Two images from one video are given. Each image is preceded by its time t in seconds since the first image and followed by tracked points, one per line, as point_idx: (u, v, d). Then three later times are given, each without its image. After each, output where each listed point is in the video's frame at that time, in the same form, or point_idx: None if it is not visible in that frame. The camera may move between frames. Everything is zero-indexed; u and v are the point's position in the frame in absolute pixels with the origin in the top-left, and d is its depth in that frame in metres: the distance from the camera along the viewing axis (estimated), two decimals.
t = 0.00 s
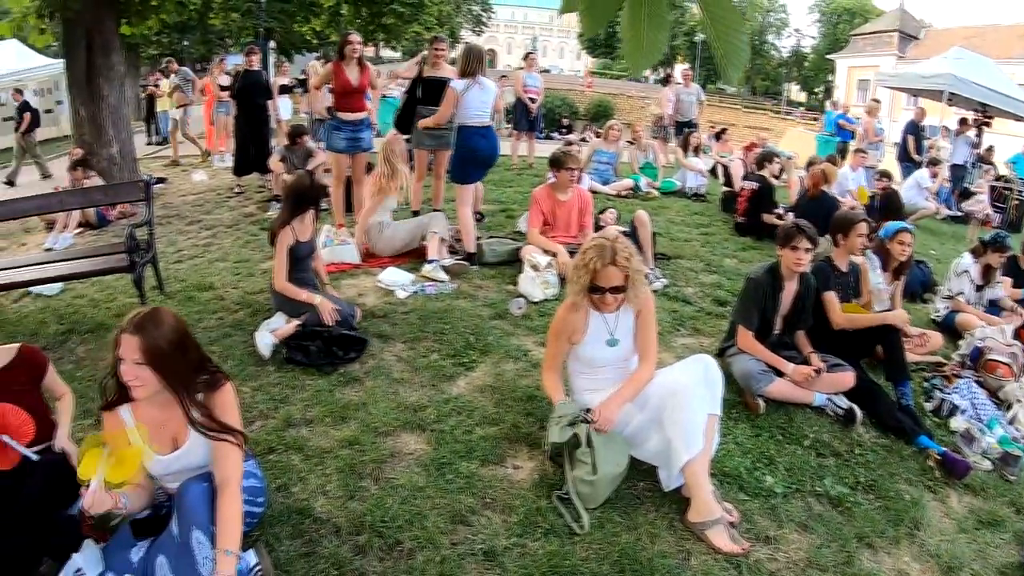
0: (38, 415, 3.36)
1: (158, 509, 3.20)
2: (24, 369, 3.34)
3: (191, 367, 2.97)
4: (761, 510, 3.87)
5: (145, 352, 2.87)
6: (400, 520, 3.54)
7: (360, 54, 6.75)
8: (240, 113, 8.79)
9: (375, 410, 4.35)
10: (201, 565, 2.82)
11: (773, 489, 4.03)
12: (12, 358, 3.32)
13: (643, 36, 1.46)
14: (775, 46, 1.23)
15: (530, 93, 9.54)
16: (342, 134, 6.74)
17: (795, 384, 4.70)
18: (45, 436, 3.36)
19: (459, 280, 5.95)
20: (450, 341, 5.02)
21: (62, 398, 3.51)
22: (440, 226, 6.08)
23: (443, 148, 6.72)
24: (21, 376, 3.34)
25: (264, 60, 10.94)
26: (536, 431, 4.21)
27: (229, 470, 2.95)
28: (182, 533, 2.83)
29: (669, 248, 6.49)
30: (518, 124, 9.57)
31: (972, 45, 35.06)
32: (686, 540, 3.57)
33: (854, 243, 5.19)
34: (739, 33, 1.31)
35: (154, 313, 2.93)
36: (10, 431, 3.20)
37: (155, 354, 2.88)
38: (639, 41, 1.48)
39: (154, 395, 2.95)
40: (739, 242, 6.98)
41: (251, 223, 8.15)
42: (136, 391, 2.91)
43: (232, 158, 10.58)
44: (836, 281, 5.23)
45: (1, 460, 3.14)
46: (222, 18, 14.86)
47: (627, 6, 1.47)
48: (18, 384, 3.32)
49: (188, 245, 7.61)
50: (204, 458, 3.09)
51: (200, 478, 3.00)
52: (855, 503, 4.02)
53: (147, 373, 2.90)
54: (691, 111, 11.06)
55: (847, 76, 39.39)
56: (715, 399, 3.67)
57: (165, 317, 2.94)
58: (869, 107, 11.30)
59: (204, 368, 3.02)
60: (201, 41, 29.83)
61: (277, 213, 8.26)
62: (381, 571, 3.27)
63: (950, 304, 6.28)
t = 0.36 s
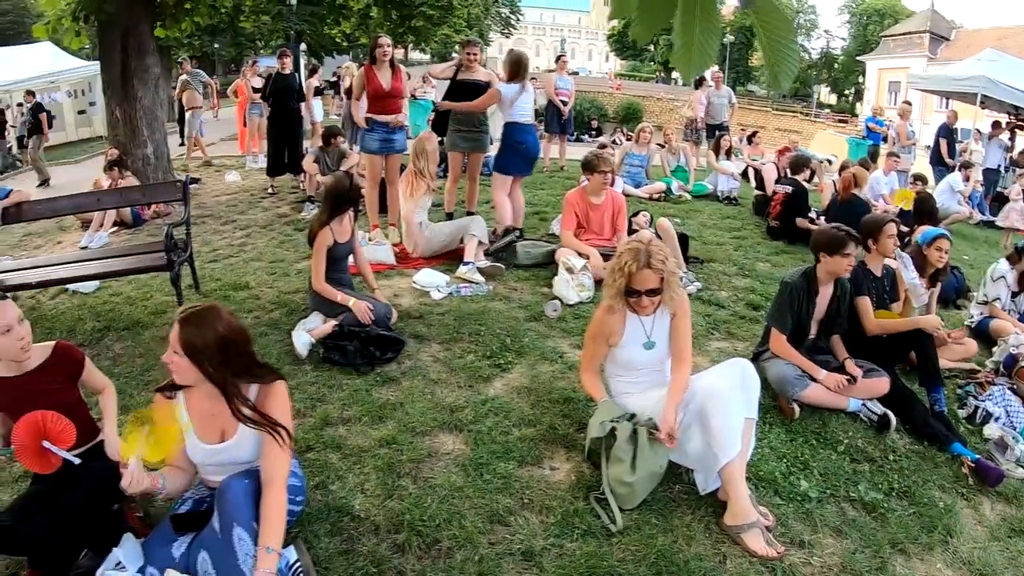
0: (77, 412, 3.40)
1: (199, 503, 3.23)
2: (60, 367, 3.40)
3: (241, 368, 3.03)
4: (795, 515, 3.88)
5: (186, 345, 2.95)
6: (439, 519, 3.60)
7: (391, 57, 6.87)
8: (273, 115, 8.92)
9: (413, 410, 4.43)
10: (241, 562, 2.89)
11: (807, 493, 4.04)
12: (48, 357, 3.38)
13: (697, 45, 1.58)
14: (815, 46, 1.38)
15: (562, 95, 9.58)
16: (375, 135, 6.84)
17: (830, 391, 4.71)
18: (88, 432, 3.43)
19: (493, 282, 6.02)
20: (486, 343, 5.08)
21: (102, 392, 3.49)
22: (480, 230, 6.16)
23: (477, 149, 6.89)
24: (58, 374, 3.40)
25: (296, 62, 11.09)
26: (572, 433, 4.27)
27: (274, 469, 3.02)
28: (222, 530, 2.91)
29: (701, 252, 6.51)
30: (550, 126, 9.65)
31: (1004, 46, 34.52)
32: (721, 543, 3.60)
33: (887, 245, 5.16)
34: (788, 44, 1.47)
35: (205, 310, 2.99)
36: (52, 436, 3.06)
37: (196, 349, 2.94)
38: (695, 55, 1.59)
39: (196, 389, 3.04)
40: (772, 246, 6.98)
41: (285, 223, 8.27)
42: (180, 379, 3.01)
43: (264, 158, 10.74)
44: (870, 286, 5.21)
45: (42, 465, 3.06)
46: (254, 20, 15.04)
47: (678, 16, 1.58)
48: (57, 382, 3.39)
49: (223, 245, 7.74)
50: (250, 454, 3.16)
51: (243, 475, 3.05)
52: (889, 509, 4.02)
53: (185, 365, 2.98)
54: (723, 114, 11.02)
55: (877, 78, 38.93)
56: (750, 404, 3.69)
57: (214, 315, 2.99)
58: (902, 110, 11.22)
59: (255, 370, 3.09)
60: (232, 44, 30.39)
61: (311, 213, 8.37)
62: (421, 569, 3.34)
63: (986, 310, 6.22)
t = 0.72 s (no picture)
0: (109, 408, 3.48)
1: (229, 497, 3.30)
2: (91, 362, 3.47)
3: (281, 364, 3.08)
4: (819, 516, 3.92)
5: (230, 337, 3.03)
6: (468, 517, 3.66)
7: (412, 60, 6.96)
8: (296, 115, 9.01)
9: (440, 409, 4.49)
10: (276, 556, 2.92)
11: (831, 495, 4.08)
12: (79, 353, 3.45)
13: (738, 52, 1.49)
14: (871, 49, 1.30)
15: (583, 97, 9.65)
16: (399, 136, 6.97)
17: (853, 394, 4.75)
18: (118, 428, 3.54)
19: (517, 282, 6.09)
20: (513, 343, 5.15)
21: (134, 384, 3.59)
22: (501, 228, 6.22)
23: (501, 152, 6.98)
24: (90, 369, 3.47)
25: (318, 62, 11.18)
26: (598, 432, 4.33)
27: (311, 468, 3.08)
28: (256, 524, 2.94)
29: (723, 255, 6.55)
30: (571, 128, 9.79)
31: None
32: (746, 543, 3.65)
33: (906, 248, 5.24)
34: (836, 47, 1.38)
35: (253, 303, 3.08)
36: (82, 438, 3.26)
37: (239, 341, 3.03)
38: (738, 61, 1.50)
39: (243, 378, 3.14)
40: (794, 249, 7.01)
41: (307, 222, 8.36)
42: (225, 369, 3.11)
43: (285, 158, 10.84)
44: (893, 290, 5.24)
45: (73, 463, 3.27)
46: (274, 20, 15.15)
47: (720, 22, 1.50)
48: (88, 378, 3.45)
49: (247, 243, 7.84)
50: (289, 450, 3.24)
51: (273, 471, 3.11)
52: (911, 512, 4.05)
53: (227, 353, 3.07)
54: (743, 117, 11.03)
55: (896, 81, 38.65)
56: (776, 405, 3.74)
57: (262, 308, 3.07)
58: (922, 114, 11.21)
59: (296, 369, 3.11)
60: (252, 43, 30.69)
61: (334, 213, 8.46)
62: (451, 565, 3.41)
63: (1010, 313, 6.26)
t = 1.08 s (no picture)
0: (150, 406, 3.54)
1: (267, 493, 3.33)
2: (137, 359, 3.52)
3: (341, 350, 3.26)
4: (851, 514, 3.96)
5: (314, 308, 3.18)
6: (505, 512, 3.74)
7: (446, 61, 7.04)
8: (325, 116, 9.12)
9: (474, 406, 4.57)
10: (314, 549, 2.96)
11: (862, 494, 4.11)
12: (127, 349, 3.51)
13: (781, 53, 1.58)
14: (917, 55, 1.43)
15: (609, 97, 9.71)
16: (434, 135, 7.06)
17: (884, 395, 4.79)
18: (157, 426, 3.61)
19: (546, 281, 6.16)
20: (545, 342, 5.22)
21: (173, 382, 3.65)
22: (521, 231, 6.24)
23: (531, 153, 7.13)
24: (136, 365, 3.52)
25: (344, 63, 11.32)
26: (631, 430, 4.39)
27: (351, 462, 3.17)
28: (294, 518, 3.01)
29: (751, 255, 6.58)
30: (597, 128, 9.84)
31: None
32: (779, 540, 3.69)
33: (933, 245, 5.18)
34: (875, 56, 1.51)
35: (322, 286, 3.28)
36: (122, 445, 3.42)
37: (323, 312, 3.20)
38: (778, 61, 1.59)
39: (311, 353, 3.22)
40: (822, 249, 7.03)
41: (336, 221, 8.48)
42: (295, 342, 3.16)
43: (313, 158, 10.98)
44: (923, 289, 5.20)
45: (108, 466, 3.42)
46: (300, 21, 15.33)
47: (762, 26, 1.60)
48: (133, 375, 3.50)
49: (277, 242, 7.96)
50: (327, 440, 3.30)
51: (309, 467, 3.16)
52: (941, 511, 4.08)
53: (324, 327, 3.18)
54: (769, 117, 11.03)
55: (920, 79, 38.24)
56: (809, 403, 3.78)
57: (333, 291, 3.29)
58: (949, 113, 11.16)
59: (364, 360, 3.28)
60: (276, 45, 31.08)
61: (362, 212, 8.57)
62: (488, 559, 3.49)
63: None
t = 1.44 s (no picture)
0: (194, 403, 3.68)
1: (301, 484, 3.40)
2: (189, 356, 3.65)
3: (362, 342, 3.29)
4: (878, 517, 3.99)
5: (321, 304, 3.26)
6: (536, 509, 3.80)
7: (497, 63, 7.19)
8: (353, 114, 9.23)
9: (505, 403, 4.65)
10: (350, 541, 3.04)
11: (889, 497, 4.15)
12: (181, 345, 3.64)
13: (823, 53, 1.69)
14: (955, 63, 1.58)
15: (635, 98, 9.77)
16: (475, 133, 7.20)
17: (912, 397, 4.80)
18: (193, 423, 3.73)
19: (574, 281, 6.22)
20: (575, 341, 5.29)
21: (216, 384, 3.79)
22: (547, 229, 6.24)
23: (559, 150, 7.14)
24: (188, 361, 3.66)
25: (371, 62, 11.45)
26: (660, 429, 4.45)
27: (386, 456, 3.19)
28: (329, 512, 3.08)
29: (778, 256, 6.62)
30: (623, 128, 9.89)
31: None
32: (807, 541, 3.74)
33: (960, 247, 5.19)
34: (911, 60, 1.66)
35: (330, 280, 3.33)
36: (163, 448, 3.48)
37: (332, 305, 3.27)
38: (818, 61, 1.69)
39: (320, 349, 3.28)
40: (849, 252, 7.04)
41: (364, 219, 8.58)
42: (315, 340, 3.26)
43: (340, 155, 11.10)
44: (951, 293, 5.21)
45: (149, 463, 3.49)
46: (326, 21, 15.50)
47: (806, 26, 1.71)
48: (183, 371, 3.64)
49: (306, 239, 8.08)
50: (364, 431, 3.38)
51: (346, 460, 3.24)
52: (968, 516, 4.10)
53: (325, 325, 3.26)
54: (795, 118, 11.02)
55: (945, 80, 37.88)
56: (838, 405, 3.81)
57: (342, 284, 3.34)
58: (977, 115, 11.10)
59: (386, 346, 3.36)
60: (300, 44, 31.41)
61: (390, 211, 8.68)
62: (519, 555, 3.55)
63: None
